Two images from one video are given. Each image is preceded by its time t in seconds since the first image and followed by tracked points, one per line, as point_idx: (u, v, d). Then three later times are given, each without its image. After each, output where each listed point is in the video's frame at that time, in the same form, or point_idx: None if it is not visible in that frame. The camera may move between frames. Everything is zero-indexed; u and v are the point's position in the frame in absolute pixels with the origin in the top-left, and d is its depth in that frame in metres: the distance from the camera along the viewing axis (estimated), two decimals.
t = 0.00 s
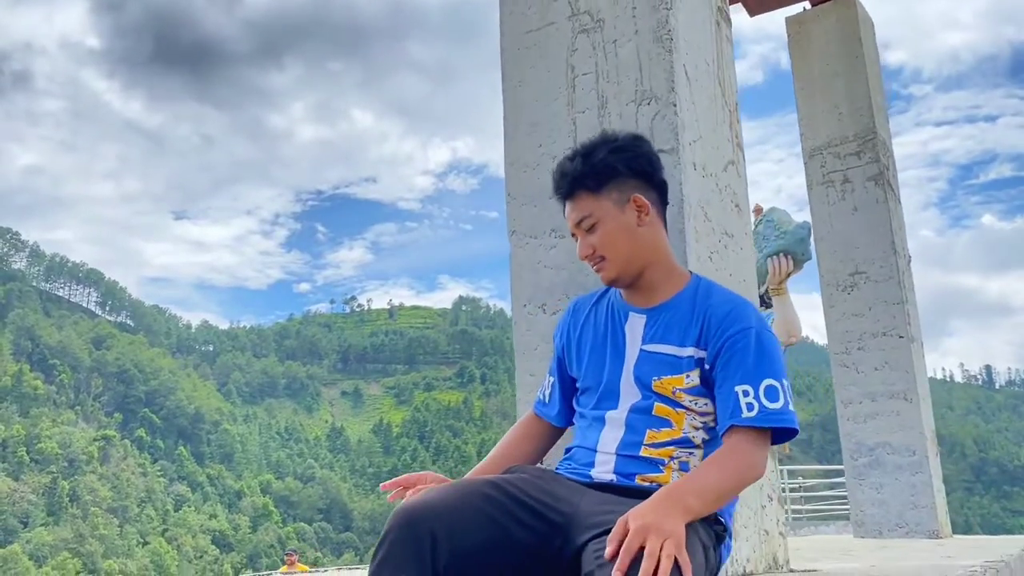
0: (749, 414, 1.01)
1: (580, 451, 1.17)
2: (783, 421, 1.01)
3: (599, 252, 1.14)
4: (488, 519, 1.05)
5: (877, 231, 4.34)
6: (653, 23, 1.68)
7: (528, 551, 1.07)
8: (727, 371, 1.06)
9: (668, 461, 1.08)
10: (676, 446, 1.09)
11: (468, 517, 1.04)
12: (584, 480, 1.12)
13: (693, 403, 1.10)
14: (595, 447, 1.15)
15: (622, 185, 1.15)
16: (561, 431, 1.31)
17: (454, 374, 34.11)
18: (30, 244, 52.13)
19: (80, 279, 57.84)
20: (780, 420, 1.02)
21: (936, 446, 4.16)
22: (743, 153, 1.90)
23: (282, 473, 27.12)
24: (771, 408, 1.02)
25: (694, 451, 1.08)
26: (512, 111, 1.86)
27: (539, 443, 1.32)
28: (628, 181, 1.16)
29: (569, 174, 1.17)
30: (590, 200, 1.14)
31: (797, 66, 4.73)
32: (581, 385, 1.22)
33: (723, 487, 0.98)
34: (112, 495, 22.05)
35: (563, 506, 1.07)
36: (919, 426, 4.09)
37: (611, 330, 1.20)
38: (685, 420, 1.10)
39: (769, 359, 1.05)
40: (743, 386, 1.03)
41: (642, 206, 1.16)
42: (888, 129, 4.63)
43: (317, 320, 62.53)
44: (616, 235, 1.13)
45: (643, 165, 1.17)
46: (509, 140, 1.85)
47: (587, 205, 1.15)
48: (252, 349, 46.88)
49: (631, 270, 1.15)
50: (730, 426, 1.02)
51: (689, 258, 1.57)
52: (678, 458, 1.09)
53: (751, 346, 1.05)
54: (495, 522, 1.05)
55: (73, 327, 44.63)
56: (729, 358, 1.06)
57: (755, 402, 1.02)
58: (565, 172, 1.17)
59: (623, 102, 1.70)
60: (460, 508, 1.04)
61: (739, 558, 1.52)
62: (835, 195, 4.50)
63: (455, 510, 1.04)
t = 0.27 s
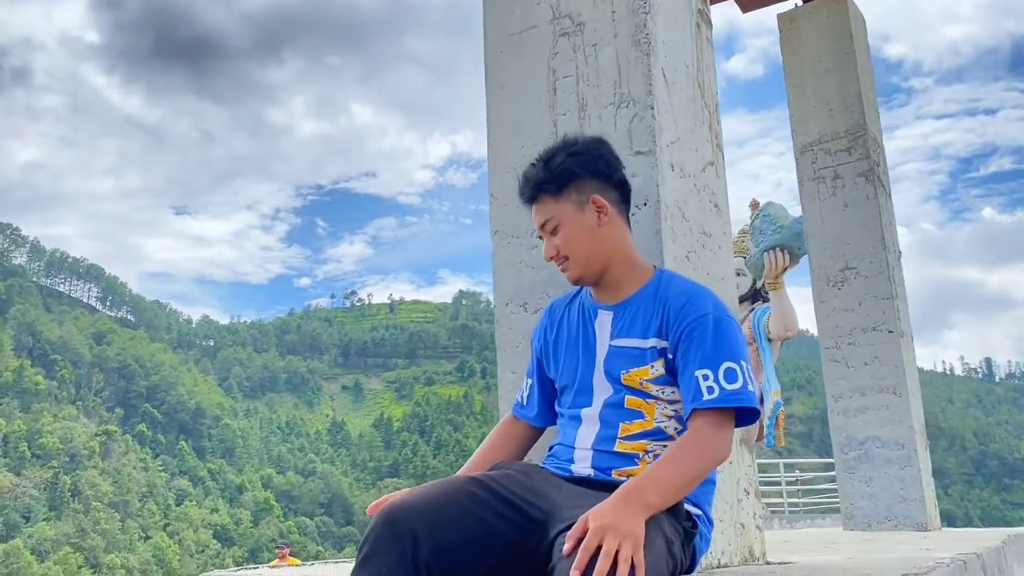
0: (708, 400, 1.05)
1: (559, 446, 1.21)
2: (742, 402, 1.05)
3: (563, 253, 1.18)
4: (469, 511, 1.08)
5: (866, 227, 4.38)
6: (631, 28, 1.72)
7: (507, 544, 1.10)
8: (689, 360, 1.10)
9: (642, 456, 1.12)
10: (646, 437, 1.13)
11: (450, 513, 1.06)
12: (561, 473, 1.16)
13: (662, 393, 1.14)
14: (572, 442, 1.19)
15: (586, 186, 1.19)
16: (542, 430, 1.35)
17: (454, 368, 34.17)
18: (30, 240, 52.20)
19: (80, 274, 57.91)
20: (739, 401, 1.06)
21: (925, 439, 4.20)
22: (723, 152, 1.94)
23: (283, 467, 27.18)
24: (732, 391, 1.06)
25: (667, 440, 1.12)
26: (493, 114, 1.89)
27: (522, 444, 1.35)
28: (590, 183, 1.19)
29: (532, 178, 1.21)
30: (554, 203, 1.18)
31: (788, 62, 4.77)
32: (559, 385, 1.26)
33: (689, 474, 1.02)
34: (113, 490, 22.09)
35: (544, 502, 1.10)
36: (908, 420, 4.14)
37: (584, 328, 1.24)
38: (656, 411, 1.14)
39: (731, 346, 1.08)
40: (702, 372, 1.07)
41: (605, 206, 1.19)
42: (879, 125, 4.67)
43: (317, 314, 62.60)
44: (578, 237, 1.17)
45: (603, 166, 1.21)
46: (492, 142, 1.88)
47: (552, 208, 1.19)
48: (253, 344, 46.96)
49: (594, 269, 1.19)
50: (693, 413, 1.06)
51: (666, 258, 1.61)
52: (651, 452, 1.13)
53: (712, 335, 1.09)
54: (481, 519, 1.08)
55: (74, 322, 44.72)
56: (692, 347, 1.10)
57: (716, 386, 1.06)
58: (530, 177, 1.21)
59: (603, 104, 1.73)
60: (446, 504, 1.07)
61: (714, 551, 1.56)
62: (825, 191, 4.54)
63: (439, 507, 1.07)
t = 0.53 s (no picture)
0: (662, 382, 1.11)
1: (527, 445, 1.27)
2: (693, 383, 1.11)
3: (522, 256, 1.26)
4: (447, 513, 1.16)
5: (856, 222, 4.42)
6: (608, 31, 1.76)
7: (483, 544, 1.17)
8: (644, 349, 1.17)
9: (607, 447, 1.18)
10: (611, 428, 1.19)
11: (427, 518, 1.14)
12: (526, 469, 1.23)
13: (622, 384, 1.20)
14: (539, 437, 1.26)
15: (539, 193, 1.28)
16: (515, 434, 1.41)
17: (455, 362, 34.25)
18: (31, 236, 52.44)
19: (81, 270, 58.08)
20: (692, 384, 1.12)
21: (913, 433, 4.24)
22: (702, 153, 1.98)
23: (284, 462, 27.28)
24: (686, 374, 1.12)
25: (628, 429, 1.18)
26: (475, 117, 1.94)
27: (495, 452, 1.42)
28: (544, 190, 1.28)
29: (491, 188, 1.29)
30: (512, 209, 1.27)
31: (779, 59, 4.81)
32: (528, 387, 1.32)
33: (651, 461, 1.07)
34: (115, 485, 22.22)
35: (515, 499, 1.16)
36: (895, 414, 4.18)
37: (546, 331, 1.30)
38: (618, 402, 1.20)
39: (684, 332, 1.15)
40: (656, 357, 1.14)
41: (558, 210, 1.27)
42: (869, 122, 4.70)
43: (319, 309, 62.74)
44: (534, 240, 1.25)
45: (556, 174, 1.29)
46: (474, 144, 1.93)
47: (510, 216, 1.28)
48: (254, 339, 47.07)
49: (552, 271, 1.27)
50: (650, 401, 1.12)
51: (641, 257, 1.65)
52: (616, 443, 1.18)
53: (665, 323, 1.16)
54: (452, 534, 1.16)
55: (75, 318, 44.89)
56: (647, 338, 1.16)
57: (669, 372, 1.12)
58: (489, 190, 1.29)
59: (580, 107, 1.78)
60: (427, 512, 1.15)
61: (688, 543, 1.60)
62: (815, 186, 4.58)
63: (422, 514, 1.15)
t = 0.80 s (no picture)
0: (622, 368, 1.24)
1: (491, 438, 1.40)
2: (644, 369, 1.24)
3: (473, 262, 1.40)
4: (417, 516, 1.26)
5: (847, 217, 4.44)
6: (587, 33, 1.79)
7: (455, 537, 1.29)
8: (598, 339, 1.30)
9: (568, 434, 1.30)
10: (568, 415, 1.31)
11: (401, 521, 1.25)
12: (492, 462, 1.36)
13: (575, 374, 1.33)
14: (501, 428, 1.39)
15: (492, 203, 1.41)
16: (469, 433, 1.56)
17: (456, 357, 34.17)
18: (33, 232, 52.58)
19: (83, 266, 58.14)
20: (645, 366, 1.25)
21: (902, 426, 4.28)
22: (681, 153, 2.01)
23: (286, 457, 27.23)
24: (639, 358, 1.25)
25: (587, 417, 1.31)
26: (458, 118, 1.97)
27: (450, 453, 1.56)
28: (495, 201, 1.41)
29: (443, 203, 1.43)
30: (463, 220, 1.40)
31: (771, 55, 4.84)
32: (487, 386, 1.46)
33: (623, 445, 1.19)
34: (117, 480, 22.24)
35: (485, 490, 1.28)
36: (885, 408, 4.22)
37: (501, 335, 1.44)
38: (573, 390, 1.33)
39: (630, 321, 1.28)
40: (614, 346, 1.26)
41: (507, 219, 1.41)
42: (860, 118, 4.73)
43: (320, 305, 62.83)
44: (486, 249, 1.38)
45: (506, 186, 1.43)
46: (458, 145, 1.96)
47: (462, 226, 1.41)
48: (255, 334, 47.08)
49: (505, 274, 1.41)
50: (611, 390, 1.25)
51: (618, 255, 1.69)
52: (578, 430, 1.31)
53: (613, 314, 1.29)
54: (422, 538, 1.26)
55: (76, 313, 44.97)
56: (598, 329, 1.30)
57: (626, 358, 1.25)
58: (443, 204, 1.42)
59: (560, 108, 1.81)
60: (397, 523, 1.25)
61: (663, 534, 1.63)
62: (806, 182, 4.60)
63: (393, 522, 1.25)
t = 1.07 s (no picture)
0: (590, 359, 1.32)
1: (453, 434, 1.48)
2: (600, 364, 1.33)
3: (424, 269, 1.47)
4: (381, 510, 1.32)
5: (838, 213, 4.47)
6: (568, 36, 1.83)
7: (424, 531, 1.35)
8: (556, 334, 1.38)
9: (531, 422, 1.38)
10: (529, 404, 1.39)
11: (363, 518, 1.30)
12: (458, 457, 1.44)
13: (529, 364, 1.41)
14: (463, 426, 1.46)
15: (442, 210, 1.49)
16: (420, 439, 1.63)
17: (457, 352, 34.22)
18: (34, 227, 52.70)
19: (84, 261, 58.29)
20: (604, 361, 1.34)
21: (892, 420, 4.31)
22: (662, 153, 2.05)
23: (287, 452, 27.30)
24: (598, 352, 1.34)
25: (546, 406, 1.38)
26: (442, 118, 2.01)
27: (403, 455, 1.64)
28: (447, 208, 1.49)
29: (398, 211, 1.50)
30: (415, 227, 1.47)
31: (763, 52, 4.87)
32: (444, 389, 1.53)
33: (604, 435, 1.28)
34: (119, 475, 22.37)
35: (449, 487, 1.35)
36: (875, 402, 4.26)
37: (452, 338, 1.52)
38: (528, 381, 1.41)
39: (581, 318, 1.37)
40: (578, 336, 1.36)
41: (459, 224, 1.49)
42: (851, 115, 4.76)
43: (321, 300, 62.95)
44: (440, 254, 1.46)
45: (458, 194, 1.51)
46: (441, 146, 1.99)
47: (412, 233, 1.48)
48: (257, 330, 47.17)
49: (454, 277, 1.49)
50: (576, 383, 1.34)
51: (596, 254, 1.72)
52: (540, 418, 1.38)
53: (566, 311, 1.38)
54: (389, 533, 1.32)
55: (78, 309, 45.11)
56: (554, 325, 1.38)
57: (590, 348, 1.34)
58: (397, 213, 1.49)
59: (541, 110, 1.84)
60: (358, 523, 1.30)
61: (639, 524, 1.67)
62: (798, 178, 4.63)
63: (358, 516, 1.30)
